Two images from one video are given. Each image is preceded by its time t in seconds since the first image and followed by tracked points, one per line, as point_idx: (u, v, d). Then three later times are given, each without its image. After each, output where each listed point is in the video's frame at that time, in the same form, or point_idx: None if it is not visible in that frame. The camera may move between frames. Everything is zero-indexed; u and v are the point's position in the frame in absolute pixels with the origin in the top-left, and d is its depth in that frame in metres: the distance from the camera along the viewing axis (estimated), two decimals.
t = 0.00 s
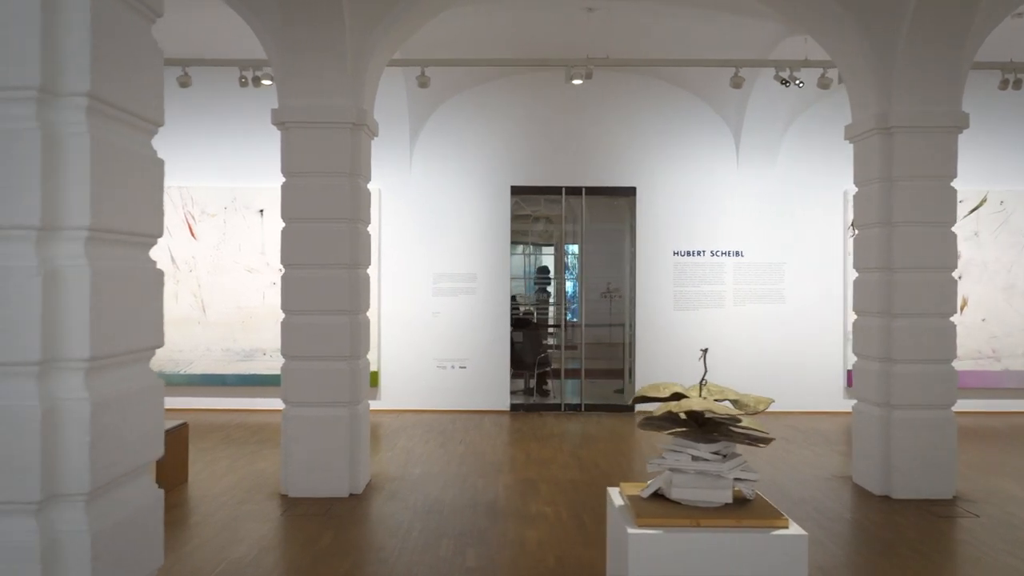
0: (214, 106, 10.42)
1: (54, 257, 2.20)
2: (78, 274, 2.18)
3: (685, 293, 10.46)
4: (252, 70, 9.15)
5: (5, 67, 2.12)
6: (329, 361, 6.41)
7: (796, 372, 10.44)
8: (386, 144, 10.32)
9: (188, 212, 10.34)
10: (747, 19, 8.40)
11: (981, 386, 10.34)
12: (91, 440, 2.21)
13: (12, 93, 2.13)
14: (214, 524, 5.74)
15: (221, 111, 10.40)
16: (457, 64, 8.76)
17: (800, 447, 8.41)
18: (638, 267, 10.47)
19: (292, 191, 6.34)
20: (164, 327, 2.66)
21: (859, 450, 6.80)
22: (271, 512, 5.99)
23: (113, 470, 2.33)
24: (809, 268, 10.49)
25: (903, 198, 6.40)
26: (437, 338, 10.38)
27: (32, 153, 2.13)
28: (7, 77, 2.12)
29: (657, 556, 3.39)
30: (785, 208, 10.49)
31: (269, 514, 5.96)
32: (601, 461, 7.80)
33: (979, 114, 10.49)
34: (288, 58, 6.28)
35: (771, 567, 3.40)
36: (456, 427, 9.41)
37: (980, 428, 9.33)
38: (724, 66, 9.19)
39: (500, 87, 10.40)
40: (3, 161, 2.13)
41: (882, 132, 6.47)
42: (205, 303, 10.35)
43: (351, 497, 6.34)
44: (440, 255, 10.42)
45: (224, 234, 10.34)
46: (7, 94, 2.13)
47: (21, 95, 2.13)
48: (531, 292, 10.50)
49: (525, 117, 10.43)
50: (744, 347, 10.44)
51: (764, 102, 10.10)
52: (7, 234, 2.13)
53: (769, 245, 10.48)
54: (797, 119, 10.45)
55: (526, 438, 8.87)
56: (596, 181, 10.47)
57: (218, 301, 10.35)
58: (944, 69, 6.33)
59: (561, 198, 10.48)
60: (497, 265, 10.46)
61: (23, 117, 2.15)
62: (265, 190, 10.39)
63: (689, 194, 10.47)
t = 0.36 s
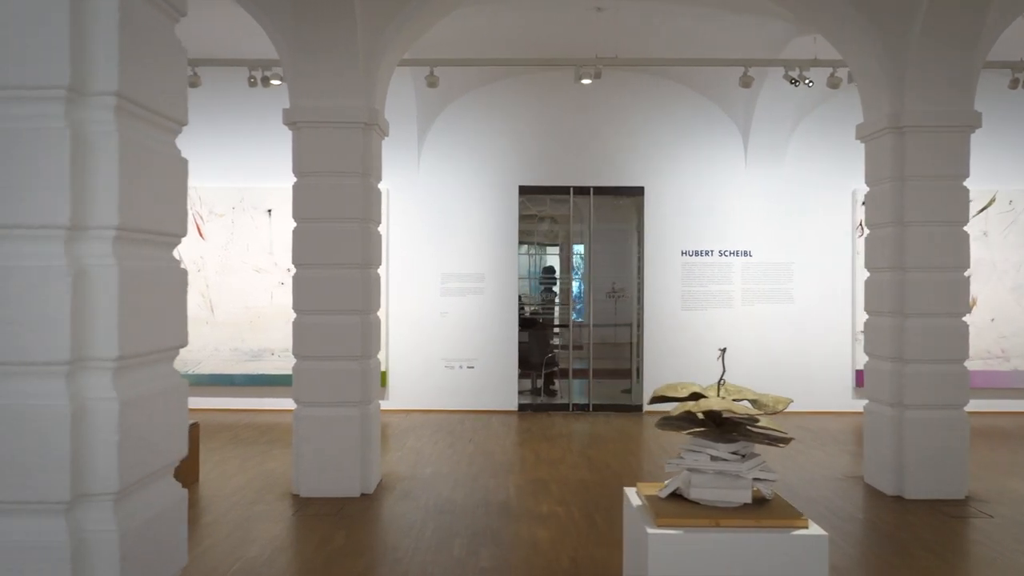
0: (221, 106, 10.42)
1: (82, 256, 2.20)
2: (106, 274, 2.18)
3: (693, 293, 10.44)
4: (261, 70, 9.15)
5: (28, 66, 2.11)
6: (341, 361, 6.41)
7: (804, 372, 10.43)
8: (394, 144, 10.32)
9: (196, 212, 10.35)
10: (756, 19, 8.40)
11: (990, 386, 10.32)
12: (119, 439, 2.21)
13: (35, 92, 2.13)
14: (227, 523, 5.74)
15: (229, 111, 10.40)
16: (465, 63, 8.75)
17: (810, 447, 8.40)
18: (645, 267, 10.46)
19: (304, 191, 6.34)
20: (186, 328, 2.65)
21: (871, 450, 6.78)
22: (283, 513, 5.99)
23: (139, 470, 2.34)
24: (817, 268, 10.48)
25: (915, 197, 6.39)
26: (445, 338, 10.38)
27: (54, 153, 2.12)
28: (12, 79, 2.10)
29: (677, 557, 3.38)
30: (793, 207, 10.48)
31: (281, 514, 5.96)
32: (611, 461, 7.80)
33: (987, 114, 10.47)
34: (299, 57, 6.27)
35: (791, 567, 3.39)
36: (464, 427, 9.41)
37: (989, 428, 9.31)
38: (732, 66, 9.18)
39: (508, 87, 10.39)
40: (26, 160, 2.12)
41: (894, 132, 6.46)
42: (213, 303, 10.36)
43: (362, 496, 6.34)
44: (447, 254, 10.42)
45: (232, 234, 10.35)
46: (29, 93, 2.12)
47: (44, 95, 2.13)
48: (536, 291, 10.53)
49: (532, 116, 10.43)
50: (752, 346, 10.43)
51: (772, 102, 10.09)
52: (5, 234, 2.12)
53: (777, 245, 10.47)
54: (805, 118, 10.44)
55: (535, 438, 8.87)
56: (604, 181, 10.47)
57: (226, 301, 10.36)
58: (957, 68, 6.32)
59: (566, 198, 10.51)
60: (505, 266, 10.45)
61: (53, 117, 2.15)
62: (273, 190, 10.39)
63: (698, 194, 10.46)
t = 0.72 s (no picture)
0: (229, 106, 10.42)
1: (113, 256, 2.20)
2: (137, 274, 2.19)
3: (702, 293, 10.44)
4: (271, 71, 9.16)
5: (54, 66, 2.11)
6: (353, 361, 6.42)
7: (812, 372, 10.42)
8: (402, 144, 10.32)
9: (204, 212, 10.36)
10: (766, 18, 8.39)
11: (999, 386, 10.31)
12: (150, 439, 2.21)
13: (59, 92, 2.13)
14: (240, 523, 5.74)
15: (238, 111, 10.41)
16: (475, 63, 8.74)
17: (820, 447, 8.39)
18: (653, 267, 10.46)
19: (315, 191, 6.34)
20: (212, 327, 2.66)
21: (883, 450, 6.78)
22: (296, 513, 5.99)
23: (170, 469, 2.35)
24: (826, 268, 10.47)
25: (928, 197, 6.39)
26: (453, 338, 10.38)
27: (69, 151, 2.12)
28: (16, 79, 2.11)
29: (697, 557, 3.38)
30: (801, 207, 10.47)
31: (294, 514, 5.97)
32: (621, 461, 7.79)
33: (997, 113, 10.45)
34: (311, 58, 6.27)
35: (812, 566, 3.39)
36: (473, 427, 9.41)
37: (999, 428, 9.29)
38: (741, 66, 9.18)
39: (516, 87, 10.39)
40: (51, 159, 2.11)
41: (906, 131, 6.45)
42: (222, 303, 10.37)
43: (374, 496, 6.35)
44: (455, 254, 10.42)
45: (241, 234, 10.37)
46: (53, 92, 2.12)
47: (69, 95, 2.13)
48: (542, 292, 10.54)
49: (540, 116, 10.43)
50: (760, 347, 10.42)
51: (781, 101, 10.08)
52: (4, 233, 2.11)
53: (785, 245, 10.46)
54: (814, 118, 10.43)
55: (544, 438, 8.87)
56: (612, 181, 10.46)
57: (234, 301, 10.36)
58: (970, 67, 6.31)
59: (572, 198, 10.52)
60: (514, 266, 10.45)
61: (83, 115, 2.14)
62: (280, 190, 10.40)
63: (706, 194, 10.45)
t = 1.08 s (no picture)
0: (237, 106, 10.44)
1: (144, 257, 2.06)
2: (168, 274, 2.04)
3: (709, 293, 10.44)
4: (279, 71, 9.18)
5: (90, 66, 1.96)
6: (364, 361, 6.43)
7: (819, 372, 10.42)
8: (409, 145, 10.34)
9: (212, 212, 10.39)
10: (774, 18, 8.39)
11: (1006, 386, 10.30)
12: (180, 440, 2.06)
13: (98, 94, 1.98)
14: (253, 524, 5.74)
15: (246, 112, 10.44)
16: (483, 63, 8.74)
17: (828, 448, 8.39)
18: (661, 268, 10.46)
19: (327, 192, 6.35)
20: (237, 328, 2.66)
21: (894, 450, 6.77)
22: (308, 513, 5.99)
23: (199, 469, 2.33)
24: (833, 268, 10.47)
25: (939, 197, 6.38)
26: (460, 339, 10.39)
27: (73, 150, 1.97)
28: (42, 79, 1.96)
29: (717, 557, 3.39)
30: (808, 207, 10.47)
31: (307, 514, 5.97)
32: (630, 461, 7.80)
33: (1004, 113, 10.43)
34: (323, 58, 6.27)
35: (832, 566, 3.39)
36: (480, 427, 9.42)
37: (1008, 429, 9.28)
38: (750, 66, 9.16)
39: (524, 87, 10.40)
40: (57, 160, 1.97)
41: (917, 132, 6.45)
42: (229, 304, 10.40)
43: (386, 497, 6.35)
44: (462, 254, 10.43)
45: (248, 235, 10.40)
46: (84, 95, 1.97)
47: (98, 96, 1.98)
48: (547, 292, 10.54)
49: (548, 117, 10.44)
50: (767, 347, 10.42)
51: (788, 101, 10.09)
52: (3, 234, 1.96)
53: (792, 245, 10.46)
54: (821, 117, 10.43)
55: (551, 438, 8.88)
56: (619, 182, 10.46)
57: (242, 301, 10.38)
58: (982, 67, 6.30)
59: (578, 198, 10.53)
60: (521, 266, 10.45)
61: (112, 118, 1.99)
62: (288, 190, 10.41)
63: (714, 193, 10.45)
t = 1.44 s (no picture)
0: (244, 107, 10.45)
1: (175, 258, 2.06)
2: (198, 274, 2.05)
3: (716, 294, 10.44)
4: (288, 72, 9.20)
5: (117, 69, 1.97)
6: (376, 362, 6.43)
7: (826, 372, 10.43)
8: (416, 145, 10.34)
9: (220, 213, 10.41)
10: (783, 19, 8.39)
11: (1013, 386, 10.29)
12: (211, 442, 2.08)
13: (109, 97, 1.98)
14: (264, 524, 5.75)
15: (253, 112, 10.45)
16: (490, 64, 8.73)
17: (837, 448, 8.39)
18: (668, 268, 10.46)
19: (338, 193, 6.36)
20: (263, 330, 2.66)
21: (904, 451, 6.78)
22: (320, 513, 6.00)
23: (228, 470, 2.33)
24: (840, 268, 10.47)
25: (950, 198, 6.39)
26: (467, 339, 10.40)
27: (71, 150, 1.97)
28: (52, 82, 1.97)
29: (738, 558, 3.39)
30: (814, 208, 10.48)
31: (318, 514, 5.98)
32: (638, 462, 7.82)
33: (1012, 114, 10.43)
34: (334, 58, 6.27)
35: (852, 567, 3.40)
36: (488, 427, 9.42)
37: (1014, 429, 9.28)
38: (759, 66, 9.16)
39: (531, 88, 10.41)
40: (56, 162, 1.97)
41: (928, 133, 6.46)
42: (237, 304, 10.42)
43: (397, 497, 6.36)
44: (469, 255, 10.44)
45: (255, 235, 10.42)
46: (133, 99, 1.99)
47: (111, 99, 1.99)
48: (552, 292, 10.54)
49: (555, 117, 10.45)
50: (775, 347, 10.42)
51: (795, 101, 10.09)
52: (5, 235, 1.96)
53: (799, 245, 10.47)
54: (829, 118, 10.44)
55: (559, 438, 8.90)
56: (626, 182, 10.47)
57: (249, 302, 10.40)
58: (993, 68, 6.31)
59: (583, 198, 10.54)
60: (528, 266, 10.46)
61: (146, 121, 2.00)
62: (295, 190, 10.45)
63: (721, 194, 10.46)
